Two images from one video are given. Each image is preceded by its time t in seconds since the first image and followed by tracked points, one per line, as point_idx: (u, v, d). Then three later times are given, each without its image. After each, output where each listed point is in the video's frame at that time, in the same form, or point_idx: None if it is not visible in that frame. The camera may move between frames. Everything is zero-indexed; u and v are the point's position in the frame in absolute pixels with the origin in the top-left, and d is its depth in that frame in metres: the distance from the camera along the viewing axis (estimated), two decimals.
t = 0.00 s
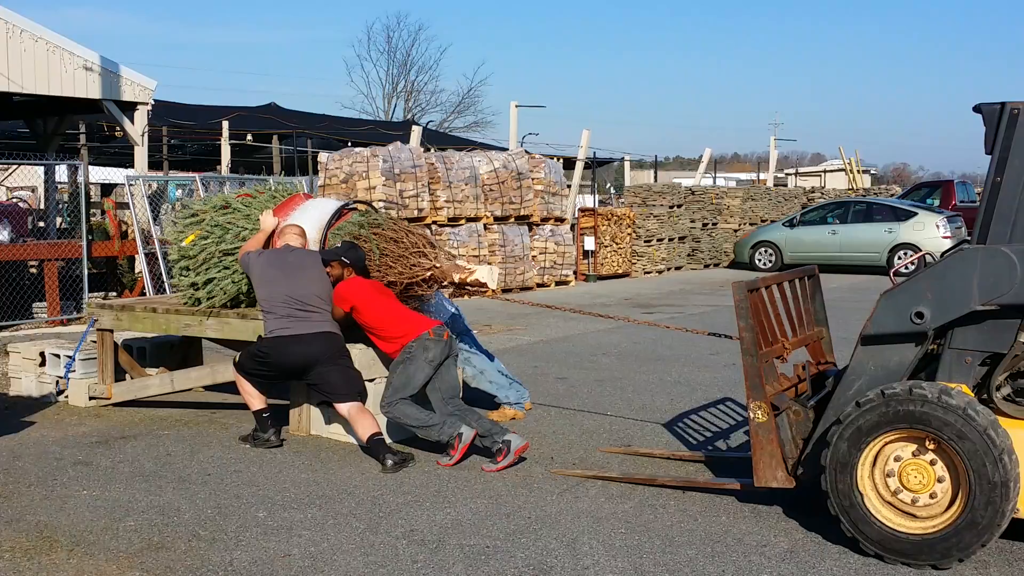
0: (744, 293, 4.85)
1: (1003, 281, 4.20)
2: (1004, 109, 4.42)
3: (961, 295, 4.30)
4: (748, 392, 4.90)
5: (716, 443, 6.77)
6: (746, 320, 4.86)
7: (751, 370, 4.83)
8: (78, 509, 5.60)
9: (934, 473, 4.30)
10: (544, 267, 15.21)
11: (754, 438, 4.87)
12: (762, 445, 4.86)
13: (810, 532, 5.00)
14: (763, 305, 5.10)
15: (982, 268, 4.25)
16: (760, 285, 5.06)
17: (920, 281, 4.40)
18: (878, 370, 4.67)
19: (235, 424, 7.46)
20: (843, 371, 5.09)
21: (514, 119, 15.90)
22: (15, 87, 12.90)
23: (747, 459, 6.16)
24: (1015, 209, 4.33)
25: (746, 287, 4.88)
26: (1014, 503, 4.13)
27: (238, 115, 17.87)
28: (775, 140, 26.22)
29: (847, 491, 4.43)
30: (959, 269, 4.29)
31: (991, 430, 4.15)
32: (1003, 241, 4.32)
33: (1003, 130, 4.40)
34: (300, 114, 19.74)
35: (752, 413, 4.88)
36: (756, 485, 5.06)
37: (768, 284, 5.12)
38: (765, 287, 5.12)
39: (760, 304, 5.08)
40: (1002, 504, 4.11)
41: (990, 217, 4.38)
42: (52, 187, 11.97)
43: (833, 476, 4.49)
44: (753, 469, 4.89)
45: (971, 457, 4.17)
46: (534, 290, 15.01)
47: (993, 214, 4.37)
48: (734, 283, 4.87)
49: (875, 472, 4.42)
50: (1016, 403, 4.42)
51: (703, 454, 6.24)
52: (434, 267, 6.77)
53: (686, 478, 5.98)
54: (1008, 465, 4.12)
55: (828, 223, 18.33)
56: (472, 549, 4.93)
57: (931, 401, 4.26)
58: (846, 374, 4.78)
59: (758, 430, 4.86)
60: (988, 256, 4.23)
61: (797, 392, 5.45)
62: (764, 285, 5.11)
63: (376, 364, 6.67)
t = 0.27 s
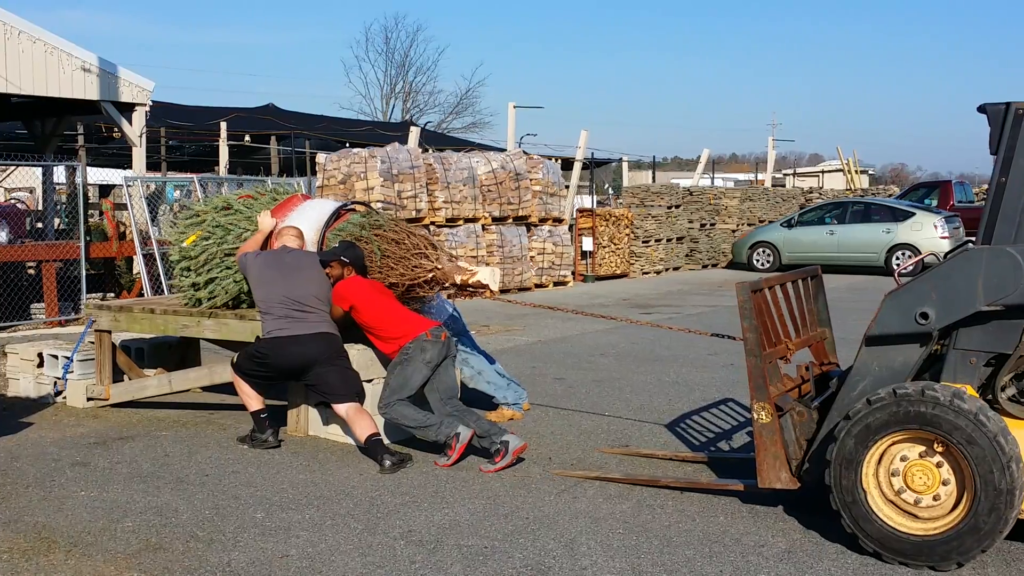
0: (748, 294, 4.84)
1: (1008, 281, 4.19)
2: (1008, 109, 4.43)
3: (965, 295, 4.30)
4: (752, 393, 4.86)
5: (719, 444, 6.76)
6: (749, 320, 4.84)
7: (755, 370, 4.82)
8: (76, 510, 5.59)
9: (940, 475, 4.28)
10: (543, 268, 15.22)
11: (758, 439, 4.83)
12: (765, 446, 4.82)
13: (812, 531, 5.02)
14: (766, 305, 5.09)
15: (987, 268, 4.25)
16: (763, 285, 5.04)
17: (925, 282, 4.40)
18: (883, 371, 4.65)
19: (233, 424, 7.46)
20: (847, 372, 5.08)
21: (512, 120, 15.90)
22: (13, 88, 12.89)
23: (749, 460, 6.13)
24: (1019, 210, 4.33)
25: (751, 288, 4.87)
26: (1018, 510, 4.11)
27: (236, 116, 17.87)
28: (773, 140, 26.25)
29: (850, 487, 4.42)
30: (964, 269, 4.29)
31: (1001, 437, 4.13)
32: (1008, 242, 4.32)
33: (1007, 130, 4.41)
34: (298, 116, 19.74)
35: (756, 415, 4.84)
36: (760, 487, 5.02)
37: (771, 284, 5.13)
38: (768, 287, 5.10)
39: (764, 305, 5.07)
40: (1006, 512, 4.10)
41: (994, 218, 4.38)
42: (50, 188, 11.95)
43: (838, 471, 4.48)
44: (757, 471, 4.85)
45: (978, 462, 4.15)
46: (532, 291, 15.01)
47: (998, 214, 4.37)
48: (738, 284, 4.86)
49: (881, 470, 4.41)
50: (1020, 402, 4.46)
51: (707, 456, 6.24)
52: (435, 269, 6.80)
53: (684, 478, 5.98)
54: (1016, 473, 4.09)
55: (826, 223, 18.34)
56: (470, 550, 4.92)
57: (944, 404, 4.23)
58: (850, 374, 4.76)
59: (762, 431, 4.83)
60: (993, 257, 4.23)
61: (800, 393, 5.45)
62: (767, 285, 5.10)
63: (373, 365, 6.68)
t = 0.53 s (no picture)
0: (755, 295, 4.81)
1: (1017, 282, 4.20)
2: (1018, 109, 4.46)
3: (974, 296, 4.30)
4: (758, 394, 4.83)
5: (724, 446, 6.74)
6: (756, 321, 4.81)
7: (762, 371, 4.80)
8: (75, 511, 5.59)
9: (948, 480, 4.28)
10: (542, 268, 15.22)
11: (765, 441, 4.80)
12: (772, 448, 4.80)
13: (816, 531, 5.05)
14: (772, 306, 5.06)
15: (995, 269, 4.25)
16: (769, 287, 5.01)
17: (933, 283, 4.40)
18: (891, 372, 4.64)
19: (233, 425, 7.45)
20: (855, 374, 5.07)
21: (511, 120, 15.89)
22: (12, 89, 12.89)
23: (754, 461, 6.11)
24: None
25: (758, 289, 4.83)
26: None
27: (235, 116, 17.86)
28: (772, 141, 26.27)
29: (857, 484, 4.41)
30: (972, 271, 4.29)
31: (1015, 447, 4.12)
32: (1017, 242, 4.32)
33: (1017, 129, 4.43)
34: (297, 116, 19.73)
35: (762, 416, 4.81)
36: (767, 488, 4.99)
37: (778, 285, 5.11)
38: (774, 288, 5.07)
39: (770, 306, 5.04)
40: (1012, 521, 4.10)
41: (1003, 218, 4.39)
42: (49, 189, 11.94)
43: (846, 467, 4.46)
44: (764, 472, 4.82)
45: (990, 470, 4.14)
46: (532, 292, 15.00)
47: (1007, 214, 4.37)
48: (746, 285, 4.82)
49: (889, 469, 4.40)
50: None
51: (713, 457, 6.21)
52: (440, 270, 6.62)
53: (684, 479, 5.98)
54: None
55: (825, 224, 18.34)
56: (469, 551, 4.92)
57: (961, 408, 4.22)
58: (858, 376, 4.75)
59: (769, 432, 4.80)
60: (1002, 258, 4.23)
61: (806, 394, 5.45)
62: (773, 286, 5.07)
63: (372, 366, 6.68)
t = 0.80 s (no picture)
0: (765, 297, 4.76)
1: None
2: None
3: (986, 298, 4.30)
4: (768, 396, 4.81)
5: (732, 448, 6.70)
6: (766, 323, 4.79)
7: (772, 374, 4.77)
8: (75, 512, 5.58)
9: (960, 485, 4.25)
10: (543, 270, 15.22)
11: (775, 443, 4.77)
12: (782, 451, 4.76)
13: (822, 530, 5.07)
14: (782, 308, 5.03)
15: (1008, 271, 4.25)
16: (779, 288, 4.97)
17: (946, 284, 4.38)
18: (901, 375, 4.59)
19: (233, 427, 7.45)
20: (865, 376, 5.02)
21: (512, 122, 15.89)
22: (13, 90, 12.90)
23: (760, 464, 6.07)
24: None
25: (768, 290, 4.79)
26: None
27: (236, 118, 17.86)
28: (773, 142, 26.29)
29: (869, 479, 4.39)
30: (985, 273, 4.29)
31: None
32: None
33: None
34: (298, 118, 19.73)
35: (772, 419, 4.77)
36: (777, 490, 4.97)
37: (787, 287, 5.07)
38: (783, 290, 5.03)
39: (779, 308, 5.00)
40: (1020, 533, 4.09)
41: (1014, 220, 4.38)
42: (50, 190, 11.94)
43: (859, 461, 4.44)
44: (774, 475, 4.78)
45: (1005, 481, 4.12)
46: (532, 293, 15.00)
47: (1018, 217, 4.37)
48: (755, 287, 4.77)
49: (902, 467, 4.37)
50: None
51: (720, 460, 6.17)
52: (446, 273, 6.63)
53: (685, 480, 5.97)
54: None
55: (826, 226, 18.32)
56: (469, 552, 4.91)
57: (984, 416, 4.18)
58: (869, 379, 4.69)
59: (779, 435, 4.77)
60: (1015, 260, 4.24)
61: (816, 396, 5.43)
62: (782, 288, 5.03)
63: (372, 368, 6.67)
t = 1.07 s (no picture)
0: (773, 298, 4.72)
1: None
2: None
3: (996, 300, 4.29)
4: (776, 399, 4.80)
5: (737, 449, 6.68)
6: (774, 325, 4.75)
7: (781, 376, 4.75)
8: (72, 513, 5.57)
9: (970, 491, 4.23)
10: (540, 270, 15.23)
11: (782, 445, 4.78)
12: (790, 453, 4.77)
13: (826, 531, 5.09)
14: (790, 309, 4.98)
15: (1018, 273, 4.25)
16: (786, 289, 4.92)
17: (955, 287, 4.38)
18: (910, 377, 4.59)
19: (230, 427, 7.44)
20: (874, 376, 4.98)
21: (510, 122, 15.88)
22: (10, 90, 12.89)
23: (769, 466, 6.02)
24: None
25: (775, 291, 4.75)
26: None
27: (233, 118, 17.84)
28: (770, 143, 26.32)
29: (878, 473, 4.36)
30: (995, 274, 4.29)
31: None
32: None
33: None
34: (295, 118, 19.72)
35: (780, 421, 4.77)
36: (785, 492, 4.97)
37: (795, 287, 5.03)
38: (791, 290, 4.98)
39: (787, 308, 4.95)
40: None
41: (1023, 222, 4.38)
42: (47, 190, 11.91)
43: (872, 455, 4.40)
44: (782, 477, 4.79)
45: (1016, 492, 4.09)
46: (529, 293, 15.00)
47: None
48: (762, 288, 4.73)
49: (914, 465, 4.34)
50: None
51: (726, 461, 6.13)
52: (451, 275, 6.46)
53: (682, 481, 5.97)
54: None
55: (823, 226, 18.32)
56: (466, 553, 4.91)
57: (1005, 426, 4.14)
58: (877, 381, 4.68)
59: (787, 437, 4.77)
60: None
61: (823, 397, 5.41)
62: (790, 288, 4.98)
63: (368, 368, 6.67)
